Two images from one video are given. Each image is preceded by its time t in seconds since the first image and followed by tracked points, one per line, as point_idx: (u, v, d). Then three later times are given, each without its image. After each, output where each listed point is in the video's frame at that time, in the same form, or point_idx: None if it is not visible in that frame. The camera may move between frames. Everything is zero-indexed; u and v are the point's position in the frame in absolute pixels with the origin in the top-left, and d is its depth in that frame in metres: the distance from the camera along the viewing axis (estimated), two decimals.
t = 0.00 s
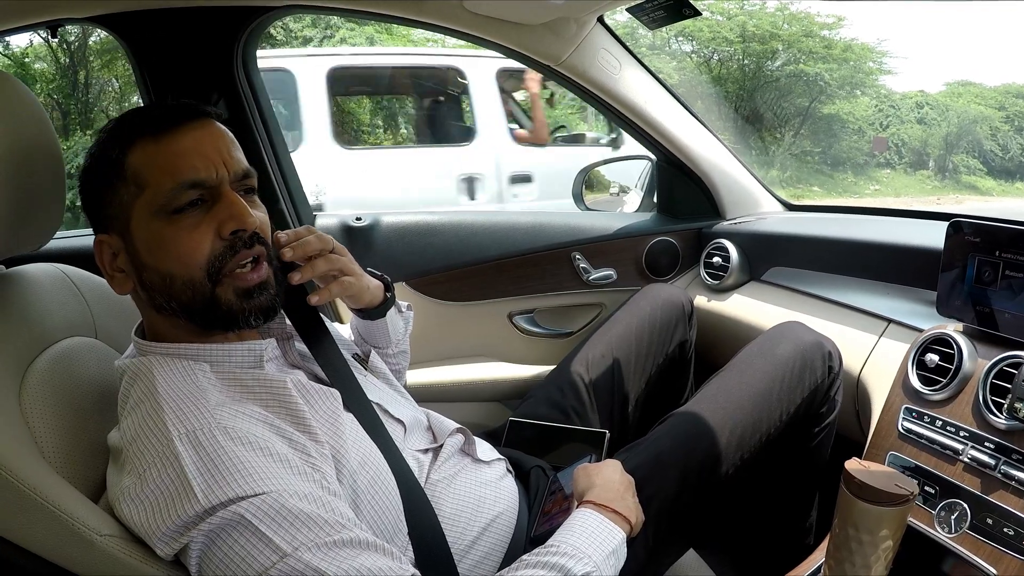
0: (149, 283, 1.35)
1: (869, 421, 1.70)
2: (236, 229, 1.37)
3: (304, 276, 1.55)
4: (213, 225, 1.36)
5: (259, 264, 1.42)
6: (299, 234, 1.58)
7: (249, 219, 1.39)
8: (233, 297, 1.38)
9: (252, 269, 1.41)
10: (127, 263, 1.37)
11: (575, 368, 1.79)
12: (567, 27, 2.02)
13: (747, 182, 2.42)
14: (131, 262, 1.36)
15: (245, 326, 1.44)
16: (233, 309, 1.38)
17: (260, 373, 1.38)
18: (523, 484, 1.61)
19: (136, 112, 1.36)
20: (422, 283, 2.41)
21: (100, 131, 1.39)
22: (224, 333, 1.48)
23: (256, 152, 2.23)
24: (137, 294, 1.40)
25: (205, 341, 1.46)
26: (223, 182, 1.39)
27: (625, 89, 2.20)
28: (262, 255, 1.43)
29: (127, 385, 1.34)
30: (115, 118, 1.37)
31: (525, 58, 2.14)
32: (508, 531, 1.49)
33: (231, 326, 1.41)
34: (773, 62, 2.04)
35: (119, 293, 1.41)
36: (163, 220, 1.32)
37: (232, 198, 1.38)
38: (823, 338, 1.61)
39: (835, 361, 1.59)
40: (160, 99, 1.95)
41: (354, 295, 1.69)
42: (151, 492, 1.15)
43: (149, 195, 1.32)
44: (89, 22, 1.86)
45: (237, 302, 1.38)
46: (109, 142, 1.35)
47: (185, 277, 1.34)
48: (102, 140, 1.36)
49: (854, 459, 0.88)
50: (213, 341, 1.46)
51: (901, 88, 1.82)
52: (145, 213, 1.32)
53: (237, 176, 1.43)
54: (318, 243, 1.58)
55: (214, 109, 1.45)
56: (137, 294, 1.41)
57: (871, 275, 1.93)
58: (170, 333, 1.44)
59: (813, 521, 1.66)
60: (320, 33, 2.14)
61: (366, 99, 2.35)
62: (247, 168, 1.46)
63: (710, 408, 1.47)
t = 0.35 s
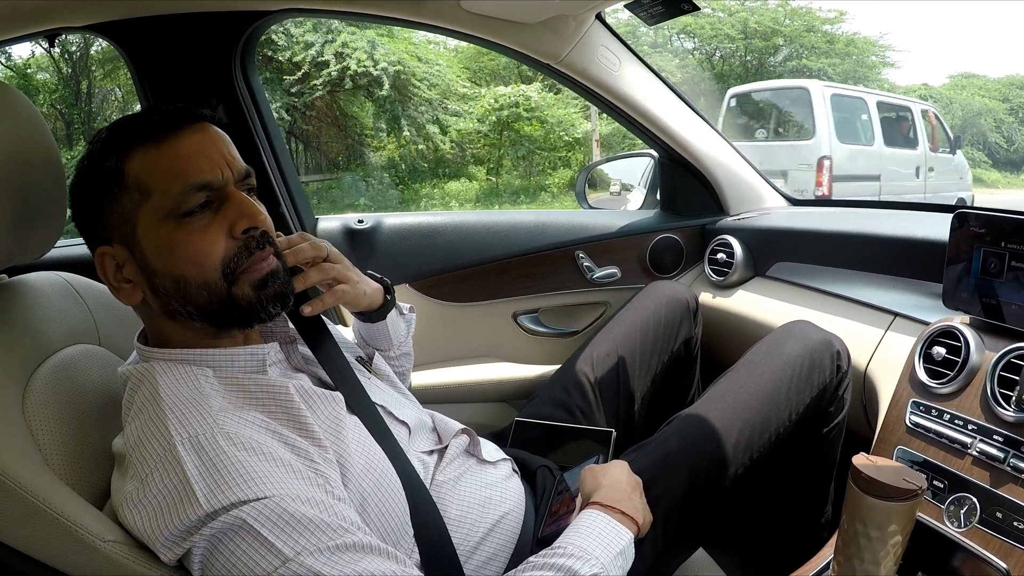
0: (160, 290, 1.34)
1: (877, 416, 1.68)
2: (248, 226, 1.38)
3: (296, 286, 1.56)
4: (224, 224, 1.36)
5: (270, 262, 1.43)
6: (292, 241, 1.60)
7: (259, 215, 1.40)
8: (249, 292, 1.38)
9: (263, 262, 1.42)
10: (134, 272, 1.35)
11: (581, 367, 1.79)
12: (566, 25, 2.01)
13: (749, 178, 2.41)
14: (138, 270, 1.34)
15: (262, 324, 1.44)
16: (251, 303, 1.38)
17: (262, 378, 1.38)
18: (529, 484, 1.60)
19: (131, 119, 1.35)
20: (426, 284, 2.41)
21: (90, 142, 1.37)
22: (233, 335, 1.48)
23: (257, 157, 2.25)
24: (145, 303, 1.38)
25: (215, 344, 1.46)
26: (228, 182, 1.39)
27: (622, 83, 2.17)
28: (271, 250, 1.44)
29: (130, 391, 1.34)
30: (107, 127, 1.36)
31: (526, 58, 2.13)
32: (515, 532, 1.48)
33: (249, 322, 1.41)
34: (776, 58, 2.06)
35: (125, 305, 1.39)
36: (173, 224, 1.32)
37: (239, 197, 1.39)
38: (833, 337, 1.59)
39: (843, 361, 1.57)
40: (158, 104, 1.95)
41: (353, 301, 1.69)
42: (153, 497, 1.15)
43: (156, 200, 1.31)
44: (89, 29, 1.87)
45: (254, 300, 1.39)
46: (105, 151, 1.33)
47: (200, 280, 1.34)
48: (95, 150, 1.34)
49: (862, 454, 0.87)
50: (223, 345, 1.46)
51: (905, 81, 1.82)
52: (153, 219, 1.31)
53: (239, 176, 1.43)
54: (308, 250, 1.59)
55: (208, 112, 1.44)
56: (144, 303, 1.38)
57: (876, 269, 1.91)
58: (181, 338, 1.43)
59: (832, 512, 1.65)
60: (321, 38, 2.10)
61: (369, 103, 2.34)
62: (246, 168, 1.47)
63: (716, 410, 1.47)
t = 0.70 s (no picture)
0: (159, 294, 1.34)
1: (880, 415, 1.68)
2: (247, 231, 1.38)
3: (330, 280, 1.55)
4: (222, 229, 1.36)
5: (267, 264, 1.44)
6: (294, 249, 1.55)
7: (257, 220, 1.40)
8: (246, 296, 1.38)
9: (260, 266, 1.42)
10: (132, 276, 1.35)
11: (585, 367, 1.79)
12: (568, 24, 2.01)
13: (752, 177, 2.41)
14: (137, 274, 1.34)
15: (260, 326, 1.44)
16: (248, 307, 1.39)
17: (264, 379, 1.37)
18: (532, 484, 1.60)
19: (128, 122, 1.34)
20: (429, 284, 2.41)
21: (86, 144, 1.36)
22: (233, 338, 1.48)
23: (259, 158, 2.24)
24: (144, 306, 1.39)
25: (215, 345, 1.46)
26: (226, 185, 1.39)
27: (626, 85, 2.18)
28: (268, 255, 1.44)
29: (131, 392, 1.34)
30: (104, 129, 1.35)
31: (528, 57, 2.13)
32: (518, 531, 1.48)
33: (247, 327, 1.41)
34: (779, 57, 2.03)
35: (123, 307, 1.39)
36: (171, 229, 1.32)
37: (237, 201, 1.39)
38: (833, 333, 1.59)
39: (845, 358, 1.57)
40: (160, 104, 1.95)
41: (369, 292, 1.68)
42: (155, 498, 1.15)
43: (154, 205, 1.31)
44: (91, 29, 1.87)
45: (252, 303, 1.39)
46: (102, 154, 1.32)
47: (199, 285, 1.34)
48: (93, 153, 1.34)
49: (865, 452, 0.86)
50: (222, 348, 1.46)
51: (907, 80, 1.77)
52: (152, 224, 1.31)
53: (237, 178, 1.43)
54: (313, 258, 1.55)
55: (205, 113, 1.44)
56: (143, 306, 1.39)
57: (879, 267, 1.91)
58: (179, 341, 1.44)
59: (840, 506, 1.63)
60: (325, 38, 2.11)
61: (372, 104, 2.32)
62: (244, 170, 1.46)
63: (721, 407, 1.47)
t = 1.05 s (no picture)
0: (158, 291, 1.34)
1: (883, 414, 1.68)
2: (245, 227, 1.38)
3: (306, 291, 1.53)
4: (221, 225, 1.36)
5: (266, 260, 1.44)
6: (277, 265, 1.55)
7: (256, 216, 1.40)
8: (246, 293, 1.39)
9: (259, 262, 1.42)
10: (131, 273, 1.35)
11: (587, 366, 1.80)
12: (570, 22, 2.01)
13: (754, 176, 2.40)
14: (136, 271, 1.34)
15: (259, 322, 1.44)
16: (247, 304, 1.39)
17: (265, 377, 1.37)
18: (534, 483, 1.60)
19: (127, 119, 1.34)
20: (430, 283, 2.40)
21: (85, 142, 1.36)
22: (233, 336, 1.48)
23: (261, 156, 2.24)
24: (143, 304, 1.38)
25: (214, 343, 1.46)
26: (224, 182, 1.39)
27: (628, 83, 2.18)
28: (268, 250, 1.44)
29: (132, 390, 1.34)
30: (103, 127, 1.35)
31: (530, 56, 2.13)
32: (519, 530, 1.48)
33: (246, 323, 1.41)
34: (780, 57, 2.02)
35: (123, 305, 1.39)
36: (170, 226, 1.32)
37: (235, 197, 1.39)
38: (838, 336, 1.59)
39: (851, 361, 1.57)
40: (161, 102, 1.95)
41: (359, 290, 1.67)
42: (156, 496, 1.15)
43: (152, 201, 1.31)
44: (94, 27, 1.87)
45: (251, 298, 1.39)
46: (101, 152, 1.32)
47: (198, 281, 1.34)
48: (91, 151, 1.34)
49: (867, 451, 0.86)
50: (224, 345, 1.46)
51: (909, 81, 1.77)
52: (150, 221, 1.31)
53: (235, 174, 1.43)
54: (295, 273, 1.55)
55: (204, 110, 1.44)
56: (142, 304, 1.39)
57: (882, 267, 1.90)
58: (178, 339, 1.44)
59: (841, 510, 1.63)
60: (327, 36, 2.12)
61: (373, 102, 2.33)
62: (243, 166, 1.46)
63: (723, 409, 1.47)
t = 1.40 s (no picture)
0: (154, 292, 1.34)
1: (882, 412, 1.68)
2: (242, 229, 1.38)
3: (296, 298, 1.55)
4: (217, 226, 1.35)
5: (263, 261, 1.43)
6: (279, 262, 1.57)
7: (252, 217, 1.40)
8: (242, 294, 1.38)
9: (257, 264, 1.42)
10: (127, 274, 1.35)
11: (586, 364, 1.79)
12: (568, 19, 2.01)
13: (753, 173, 2.40)
14: (132, 272, 1.34)
15: (255, 323, 1.44)
16: (243, 305, 1.38)
17: (263, 378, 1.37)
18: (534, 482, 1.60)
19: (124, 119, 1.34)
20: (429, 282, 2.40)
21: (81, 142, 1.36)
22: (230, 336, 1.48)
23: (259, 157, 2.24)
24: (139, 304, 1.38)
25: (211, 344, 1.46)
26: (221, 183, 1.39)
27: (628, 82, 2.18)
28: (265, 252, 1.44)
29: (129, 391, 1.33)
30: (100, 127, 1.34)
31: (528, 54, 2.12)
32: (519, 530, 1.47)
33: (242, 324, 1.40)
34: (779, 53, 2.01)
35: (119, 306, 1.38)
36: (167, 226, 1.31)
37: (233, 198, 1.38)
38: (840, 334, 1.59)
39: (852, 358, 1.57)
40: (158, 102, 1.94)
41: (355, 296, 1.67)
42: (153, 498, 1.14)
43: (149, 202, 1.30)
44: (90, 28, 1.86)
45: (247, 299, 1.39)
46: (98, 152, 1.32)
47: (194, 282, 1.33)
48: (88, 151, 1.33)
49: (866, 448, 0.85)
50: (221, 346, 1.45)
51: (908, 77, 1.76)
52: (146, 222, 1.30)
53: (233, 176, 1.43)
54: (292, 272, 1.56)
55: (202, 111, 1.43)
56: (138, 305, 1.38)
57: (881, 264, 1.90)
58: (175, 340, 1.43)
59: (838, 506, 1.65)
60: (325, 36, 2.12)
61: (372, 100, 2.33)
62: (240, 167, 1.46)
63: (723, 406, 1.46)
